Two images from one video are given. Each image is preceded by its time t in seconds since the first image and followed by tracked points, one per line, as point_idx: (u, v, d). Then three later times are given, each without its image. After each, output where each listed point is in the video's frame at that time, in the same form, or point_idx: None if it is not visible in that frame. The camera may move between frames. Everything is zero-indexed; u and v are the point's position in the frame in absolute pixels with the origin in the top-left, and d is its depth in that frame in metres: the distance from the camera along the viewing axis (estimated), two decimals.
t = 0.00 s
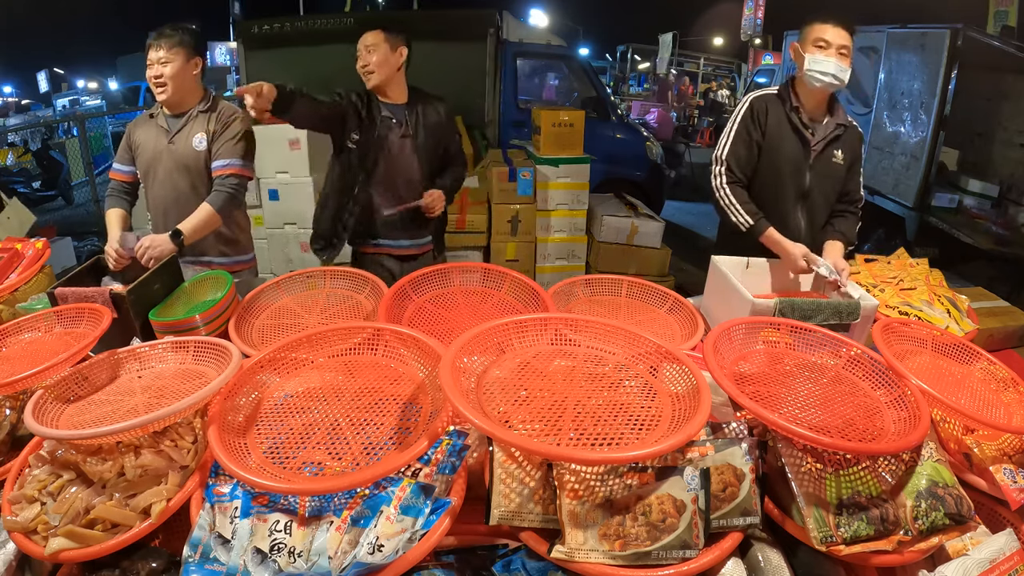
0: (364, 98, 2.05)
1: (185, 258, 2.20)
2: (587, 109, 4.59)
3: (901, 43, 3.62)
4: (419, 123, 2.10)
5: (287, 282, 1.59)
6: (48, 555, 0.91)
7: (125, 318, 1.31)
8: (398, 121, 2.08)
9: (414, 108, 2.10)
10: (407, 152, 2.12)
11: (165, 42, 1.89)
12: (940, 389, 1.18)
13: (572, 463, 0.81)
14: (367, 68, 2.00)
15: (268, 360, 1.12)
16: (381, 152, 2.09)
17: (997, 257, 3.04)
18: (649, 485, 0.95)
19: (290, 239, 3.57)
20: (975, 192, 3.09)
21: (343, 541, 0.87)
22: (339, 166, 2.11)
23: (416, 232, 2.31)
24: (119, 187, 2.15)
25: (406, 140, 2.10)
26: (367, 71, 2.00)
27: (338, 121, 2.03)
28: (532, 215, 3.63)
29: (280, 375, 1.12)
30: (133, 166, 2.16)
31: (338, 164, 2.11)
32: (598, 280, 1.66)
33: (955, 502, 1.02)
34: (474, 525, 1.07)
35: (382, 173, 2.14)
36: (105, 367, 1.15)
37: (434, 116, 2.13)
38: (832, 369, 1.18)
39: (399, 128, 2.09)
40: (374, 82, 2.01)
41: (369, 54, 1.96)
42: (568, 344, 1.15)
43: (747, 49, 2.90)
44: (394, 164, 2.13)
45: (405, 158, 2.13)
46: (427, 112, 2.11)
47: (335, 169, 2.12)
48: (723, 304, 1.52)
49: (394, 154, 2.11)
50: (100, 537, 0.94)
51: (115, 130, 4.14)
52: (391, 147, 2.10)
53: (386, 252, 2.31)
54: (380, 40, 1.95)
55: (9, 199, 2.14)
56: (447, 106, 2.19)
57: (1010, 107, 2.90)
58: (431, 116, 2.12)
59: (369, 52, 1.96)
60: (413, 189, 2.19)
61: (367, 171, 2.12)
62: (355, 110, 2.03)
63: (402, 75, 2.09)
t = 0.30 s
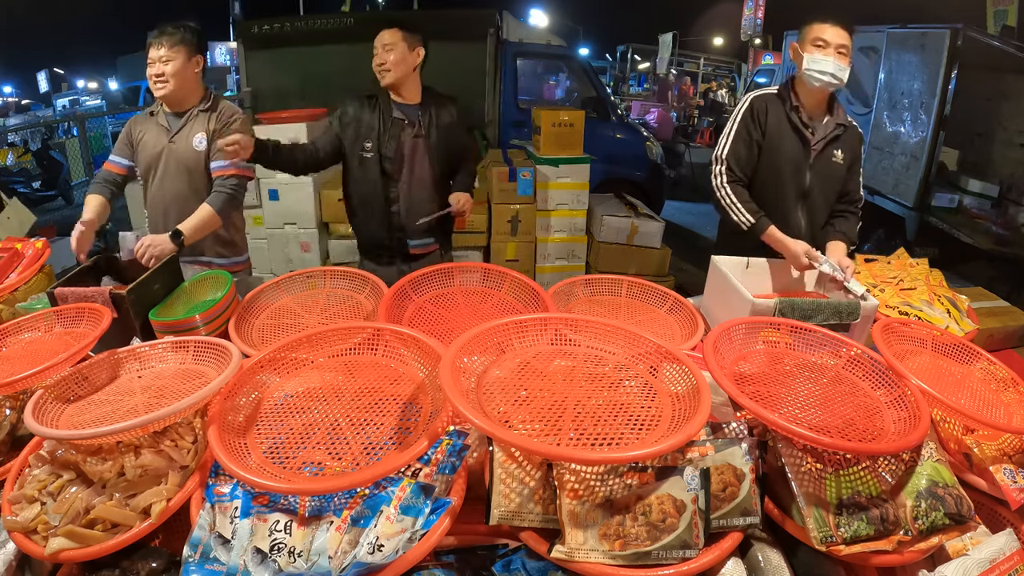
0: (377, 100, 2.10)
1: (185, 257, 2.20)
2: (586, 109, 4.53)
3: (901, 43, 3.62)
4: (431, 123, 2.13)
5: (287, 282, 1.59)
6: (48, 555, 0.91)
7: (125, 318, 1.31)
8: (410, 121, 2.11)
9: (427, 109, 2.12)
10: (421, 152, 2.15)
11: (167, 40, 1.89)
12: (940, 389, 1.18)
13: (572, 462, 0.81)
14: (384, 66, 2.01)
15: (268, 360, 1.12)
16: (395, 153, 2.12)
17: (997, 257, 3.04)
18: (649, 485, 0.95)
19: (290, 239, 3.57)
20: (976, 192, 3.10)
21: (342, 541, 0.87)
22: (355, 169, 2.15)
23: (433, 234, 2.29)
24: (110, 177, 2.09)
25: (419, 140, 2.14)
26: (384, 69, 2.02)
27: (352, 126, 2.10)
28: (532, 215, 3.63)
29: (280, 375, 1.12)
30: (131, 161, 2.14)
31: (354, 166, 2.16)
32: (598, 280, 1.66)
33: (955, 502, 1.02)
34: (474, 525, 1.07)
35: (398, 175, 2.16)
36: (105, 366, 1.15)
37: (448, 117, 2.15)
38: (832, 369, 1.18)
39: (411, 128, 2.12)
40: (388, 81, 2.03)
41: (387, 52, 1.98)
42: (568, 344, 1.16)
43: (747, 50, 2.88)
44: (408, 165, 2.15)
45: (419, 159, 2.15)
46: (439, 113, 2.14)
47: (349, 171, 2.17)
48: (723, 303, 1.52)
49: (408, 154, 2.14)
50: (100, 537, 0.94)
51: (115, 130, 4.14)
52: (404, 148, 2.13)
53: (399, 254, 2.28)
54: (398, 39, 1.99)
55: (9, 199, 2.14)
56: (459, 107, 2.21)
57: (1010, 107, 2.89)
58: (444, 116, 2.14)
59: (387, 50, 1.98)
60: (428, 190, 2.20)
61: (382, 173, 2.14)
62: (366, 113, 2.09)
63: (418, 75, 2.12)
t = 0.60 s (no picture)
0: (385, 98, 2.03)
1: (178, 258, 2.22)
2: (586, 109, 4.57)
3: (901, 43, 3.26)
4: (438, 123, 2.11)
5: (287, 282, 1.59)
6: (48, 555, 0.91)
7: (125, 318, 1.31)
8: (418, 121, 2.07)
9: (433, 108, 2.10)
10: (427, 152, 2.13)
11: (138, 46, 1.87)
12: (940, 389, 1.18)
13: (572, 463, 0.81)
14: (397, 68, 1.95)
15: (268, 360, 1.12)
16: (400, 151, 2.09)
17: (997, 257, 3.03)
18: (649, 484, 0.95)
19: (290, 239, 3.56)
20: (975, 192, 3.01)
21: (343, 541, 0.87)
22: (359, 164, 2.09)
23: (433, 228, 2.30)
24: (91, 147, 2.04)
25: (425, 140, 2.11)
26: (397, 72, 1.95)
27: (357, 122, 2.01)
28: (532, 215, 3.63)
29: (280, 375, 1.12)
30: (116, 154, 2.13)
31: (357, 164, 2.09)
32: (598, 280, 1.66)
33: (955, 502, 1.02)
34: (474, 525, 1.07)
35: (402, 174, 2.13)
36: (105, 367, 1.14)
37: (452, 117, 2.14)
38: (832, 369, 1.18)
39: (418, 128, 2.09)
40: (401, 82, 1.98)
41: (402, 55, 1.93)
42: (568, 344, 1.16)
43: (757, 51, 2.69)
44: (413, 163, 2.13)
45: (425, 159, 2.13)
46: (445, 114, 2.13)
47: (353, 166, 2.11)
48: (723, 304, 1.52)
49: (415, 154, 2.11)
50: (100, 537, 0.94)
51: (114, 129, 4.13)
52: (411, 147, 2.10)
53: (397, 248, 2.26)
54: (411, 42, 1.93)
55: (9, 199, 2.13)
56: (464, 108, 2.21)
57: (1010, 107, 2.84)
58: (448, 114, 2.13)
59: (401, 52, 1.93)
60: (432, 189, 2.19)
61: (389, 171, 2.11)
62: (374, 110, 2.01)
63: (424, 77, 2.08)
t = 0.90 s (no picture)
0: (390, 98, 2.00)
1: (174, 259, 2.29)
2: (587, 109, 4.67)
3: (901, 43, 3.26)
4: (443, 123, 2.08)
5: (287, 282, 1.59)
6: (48, 555, 0.91)
7: (125, 318, 1.31)
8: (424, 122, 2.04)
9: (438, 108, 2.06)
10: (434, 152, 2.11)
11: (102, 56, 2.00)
12: (940, 389, 1.18)
13: (572, 463, 0.81)
14: (424, 67, 1.95)
15: (268, 360, 1.12)
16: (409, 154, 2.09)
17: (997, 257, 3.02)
18: (649, 484, 0.95)
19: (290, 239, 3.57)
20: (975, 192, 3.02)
21: (343, 541, 0.87)
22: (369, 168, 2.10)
23: (439, 224, 2.35)
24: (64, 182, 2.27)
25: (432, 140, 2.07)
26: (425, 71, 1.95)
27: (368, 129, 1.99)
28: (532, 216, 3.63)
29: (280, 375, 1.12)
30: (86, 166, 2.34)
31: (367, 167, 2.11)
32: (597, 280, 1.66)
33: (955, 502, 1.02)
34: (475, 525, 1.07)
35: (407, 175, 2.16)
36: (105, 367, 1.14)
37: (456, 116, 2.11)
38: (832, 369, 1.18)
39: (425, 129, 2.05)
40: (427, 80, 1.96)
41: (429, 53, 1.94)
42: (568, 344, 1.16)
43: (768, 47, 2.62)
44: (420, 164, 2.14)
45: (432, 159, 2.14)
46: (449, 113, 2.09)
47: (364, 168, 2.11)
48: (723, 303, 1.52)
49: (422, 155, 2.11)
50: (100, 537, 0.94)
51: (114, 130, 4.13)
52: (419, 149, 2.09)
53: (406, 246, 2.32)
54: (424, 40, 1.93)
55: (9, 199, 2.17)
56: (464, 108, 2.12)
57: (1010, 107, 2.83)
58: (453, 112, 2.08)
59: (427, 51, 1.94)
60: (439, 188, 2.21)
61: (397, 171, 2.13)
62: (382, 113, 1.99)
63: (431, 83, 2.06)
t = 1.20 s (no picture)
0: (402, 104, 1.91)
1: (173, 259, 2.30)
2: (586, 109, 4.57)
3: (901, 42, 3.26)
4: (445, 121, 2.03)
5: (287, 282, 1.59)
6: (48, 555, 0.91)
7: (125, 318, 1.31)
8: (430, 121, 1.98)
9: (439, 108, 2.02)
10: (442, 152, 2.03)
11: (72, 60, 1.83)
12: (940, 389, 1.18)
13: (572, 463, 0.81)
14: (439, 68, 1.92)
15: (268, 360, 1.12)
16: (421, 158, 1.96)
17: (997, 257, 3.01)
18: (649, 484, 0.95)
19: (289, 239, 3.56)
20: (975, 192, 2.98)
21: (342, 541, 0.87)
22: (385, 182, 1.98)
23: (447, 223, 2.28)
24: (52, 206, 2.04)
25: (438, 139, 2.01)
26: (439, 71, 1.92)
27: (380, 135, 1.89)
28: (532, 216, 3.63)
29: (280, 375, 1.12)
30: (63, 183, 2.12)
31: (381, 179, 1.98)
32: (597, 280, 1.66)
33: (955, 502, 1.02)
34: (475, 525, 1.07)
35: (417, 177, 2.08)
36: (105, 367, 1.14)
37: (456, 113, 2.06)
38: (832, 369, 1.18)
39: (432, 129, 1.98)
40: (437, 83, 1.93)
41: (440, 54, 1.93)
42: (568, 344, 1.16)
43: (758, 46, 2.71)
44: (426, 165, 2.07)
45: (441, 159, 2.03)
46: (448, 109, 2.05)
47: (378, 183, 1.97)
48: (723, 303, 1.52)
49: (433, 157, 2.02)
50: (100, 537, 0.94)
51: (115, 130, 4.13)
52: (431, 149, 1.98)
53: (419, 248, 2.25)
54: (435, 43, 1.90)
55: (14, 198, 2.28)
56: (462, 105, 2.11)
57: (1010, 107, 2.80)
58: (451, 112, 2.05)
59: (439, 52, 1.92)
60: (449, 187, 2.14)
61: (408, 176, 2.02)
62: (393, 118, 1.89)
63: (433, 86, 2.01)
